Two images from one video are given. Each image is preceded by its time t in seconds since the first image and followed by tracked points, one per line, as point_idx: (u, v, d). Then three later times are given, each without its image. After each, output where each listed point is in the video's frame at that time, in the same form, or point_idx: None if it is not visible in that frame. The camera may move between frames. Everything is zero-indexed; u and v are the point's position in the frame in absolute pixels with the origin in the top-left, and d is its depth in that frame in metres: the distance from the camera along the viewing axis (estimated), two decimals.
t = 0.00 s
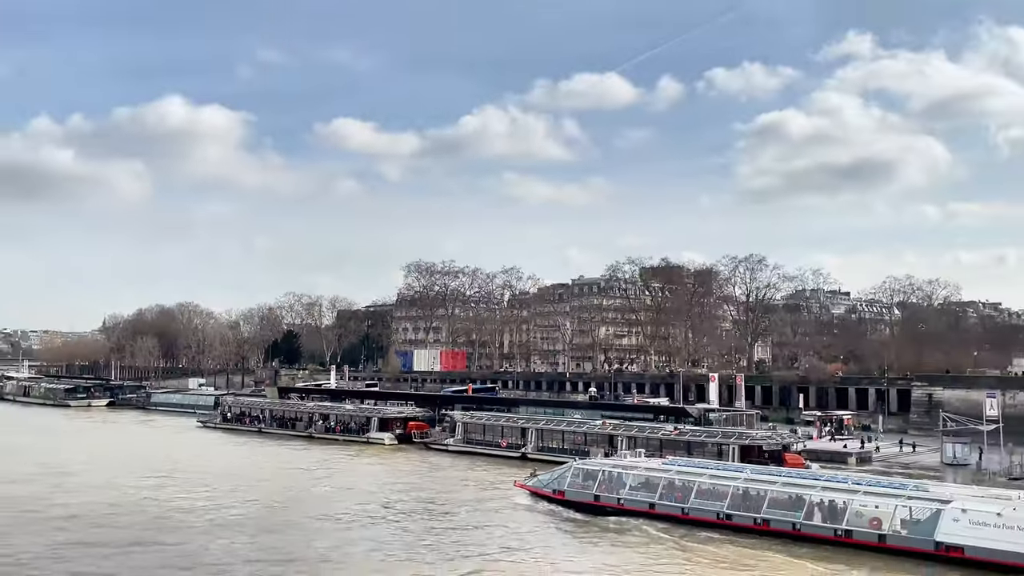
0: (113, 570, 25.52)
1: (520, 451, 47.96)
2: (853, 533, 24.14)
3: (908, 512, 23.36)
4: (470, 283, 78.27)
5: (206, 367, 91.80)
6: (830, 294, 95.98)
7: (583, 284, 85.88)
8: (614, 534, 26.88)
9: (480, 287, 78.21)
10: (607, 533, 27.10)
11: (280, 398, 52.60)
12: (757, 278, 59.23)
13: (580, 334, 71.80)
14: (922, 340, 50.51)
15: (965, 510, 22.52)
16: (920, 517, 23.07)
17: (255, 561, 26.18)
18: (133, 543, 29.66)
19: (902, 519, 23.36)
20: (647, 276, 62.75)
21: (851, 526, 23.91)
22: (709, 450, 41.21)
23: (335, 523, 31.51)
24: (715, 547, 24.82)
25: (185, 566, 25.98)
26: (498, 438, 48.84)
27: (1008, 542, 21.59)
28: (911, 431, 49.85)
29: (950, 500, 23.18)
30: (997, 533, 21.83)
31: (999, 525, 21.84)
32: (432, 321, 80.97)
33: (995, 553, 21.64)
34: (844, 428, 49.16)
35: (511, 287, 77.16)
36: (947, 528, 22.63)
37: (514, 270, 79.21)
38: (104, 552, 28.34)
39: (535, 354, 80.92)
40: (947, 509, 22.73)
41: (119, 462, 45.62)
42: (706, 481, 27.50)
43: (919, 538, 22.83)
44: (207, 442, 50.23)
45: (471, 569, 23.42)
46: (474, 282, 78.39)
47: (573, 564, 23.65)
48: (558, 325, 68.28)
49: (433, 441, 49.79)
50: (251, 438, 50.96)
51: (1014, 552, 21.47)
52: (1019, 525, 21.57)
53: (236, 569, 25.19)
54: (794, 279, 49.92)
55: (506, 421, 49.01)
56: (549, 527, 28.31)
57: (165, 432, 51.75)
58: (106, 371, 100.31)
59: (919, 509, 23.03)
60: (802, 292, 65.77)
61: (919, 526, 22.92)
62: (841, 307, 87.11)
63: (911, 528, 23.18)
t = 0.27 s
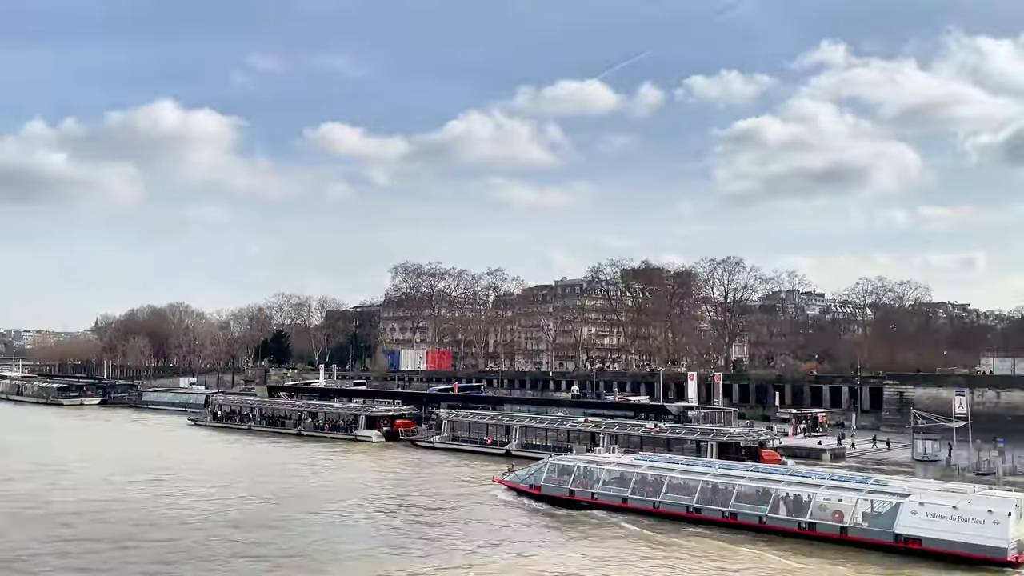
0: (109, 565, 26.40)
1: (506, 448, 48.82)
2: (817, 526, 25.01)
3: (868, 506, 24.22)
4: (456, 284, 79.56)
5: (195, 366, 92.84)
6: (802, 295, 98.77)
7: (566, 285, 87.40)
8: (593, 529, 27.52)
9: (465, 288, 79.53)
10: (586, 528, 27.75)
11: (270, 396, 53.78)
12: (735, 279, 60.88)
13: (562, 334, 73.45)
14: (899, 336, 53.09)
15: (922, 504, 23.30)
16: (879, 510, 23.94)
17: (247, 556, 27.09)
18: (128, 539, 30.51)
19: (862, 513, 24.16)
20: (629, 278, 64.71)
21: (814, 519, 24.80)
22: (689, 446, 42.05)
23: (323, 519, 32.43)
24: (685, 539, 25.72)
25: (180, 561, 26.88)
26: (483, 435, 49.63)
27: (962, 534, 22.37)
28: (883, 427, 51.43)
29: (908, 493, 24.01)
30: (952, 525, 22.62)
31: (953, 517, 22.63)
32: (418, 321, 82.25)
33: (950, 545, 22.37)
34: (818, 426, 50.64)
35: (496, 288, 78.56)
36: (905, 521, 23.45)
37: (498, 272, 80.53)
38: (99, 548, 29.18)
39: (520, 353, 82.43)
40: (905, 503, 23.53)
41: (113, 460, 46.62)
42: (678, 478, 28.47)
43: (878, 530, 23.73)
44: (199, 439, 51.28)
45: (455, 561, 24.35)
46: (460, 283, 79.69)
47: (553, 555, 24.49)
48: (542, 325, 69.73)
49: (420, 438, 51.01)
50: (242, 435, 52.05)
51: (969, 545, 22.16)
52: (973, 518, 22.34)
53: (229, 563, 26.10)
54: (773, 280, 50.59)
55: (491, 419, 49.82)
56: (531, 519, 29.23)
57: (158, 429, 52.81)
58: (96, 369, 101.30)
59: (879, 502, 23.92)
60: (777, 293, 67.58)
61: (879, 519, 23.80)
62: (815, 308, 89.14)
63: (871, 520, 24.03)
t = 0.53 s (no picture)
0: (95, 565, 26.42)
1: (493, 448, 48.77)
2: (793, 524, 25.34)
3: (843, 504, 24.56)
4: (444, 285, 79.69)
5: (183, 366, 92.62)
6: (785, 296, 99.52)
7: (553, 286, 87.70)
8: (577, 529, 27.66)
9: (453, 289, 79.67)
10: (571, 528, 27.89)
11: (257, 397, 53.81)
12: (721, 280, 61.38)
13: (549, 334, 73.75)
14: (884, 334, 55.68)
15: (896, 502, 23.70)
16: (854, 509, 24.30)
17: (234, 557, 27.14)
18: (115, 539, 30.51)
19: (837, 511, 24.52)
20: (616, 280, 65.64)
21: (791, 517, 25.11)
22: (675, 446, 42.10)
23: (310, 519, 32.51)
24: (664, 538, 25.97)
25: (167, 562, 26.91)
26: (470, 436, 49.65)
27: (934, 531, 22.76)
28: (866, 427, 51.90)
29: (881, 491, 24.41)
30: (925, 523, 22.99)
31: (926, 515, 23.03)
32: (406, 321, 82.33)
33: (923, 543, 22.72)
34: (802, 426, 51.03)
35: (483, 288, 78.81)
36: (878, 519, 23.83)
37: (486, 272, 80.75)
38: (86, 549, 29.18)
39: (507, 353, 82.67)
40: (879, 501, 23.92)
41: (100, 460, 46.58)
42: (657, 477, 28.74)
43: (853, 528, 24.08)
44: (186, 440, 51.25)
45: (441, 561, 24.47)
46: (447, 284, 79.81)
47: (538, 555, 24.64)
48: (529, 326, 69.98)
49: (407, 438, 51.18)
50: (229, 435, 52.07)
51: (942, 542, 22.51)
52: (945, 516, 22.73)
53: (216, 563, 26.15)
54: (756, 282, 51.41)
55: (478, 419, 49.60)
56: (516, 519, 29.36)
57: (144, 430, 52.75)
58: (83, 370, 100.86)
59: (853, 500, 24.28)
60: (762, 294, 68.10)
61: (853, 517, 24.17)
62: (798, 307, 89.67)
63: (846, 519, 24.39)
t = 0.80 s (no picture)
0: (105, 537, 27.87)
1: (480, 444, 50.38)
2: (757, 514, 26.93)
3: (804, 495, 26.10)
4: (432, 286, 81.46)
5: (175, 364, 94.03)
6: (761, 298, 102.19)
7: (538, 287, 89.66)
8: (556, 518, 29.18)
9: (441, 289, 81.44)
10: (551, 518, 29.38)
11: (250, 394, 55.30)
12: (699, 282, 63.57)
13: (534, 333, 75.74)
14: (855, 333, 61.18)
15: (855, 493, 25.19)
16: (814, 499, 25.85)
17: (234, 532, 28.56)
18: (119, 514, 31.89)
19: (799, 501, 26.08)
20: (598, 280, 68.42)
21: (755, 508, 26.70)
22: (656, 441, 43.96)
23: (304, 501, 33.93)
24: (638, 527, 27.55)
25: (170, 534, 28.29)
26: (457, 431, 51.19)
27: (891, 520, 24.23)
28: (838, 422, 54.03)
29: (841, 483, 25.92)
30: (881, 513, 24.51)
31: (884, 505, 24.49)
32: (395, 321, 84.02)
33: (879, 530, 24.37)
34: (777, 420, 53.10)
35: (470, 288, 80.65)
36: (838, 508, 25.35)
37: (473, 273, 82.61)
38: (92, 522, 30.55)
39: (494, 352, 84.58)
40: (838, 493, 25.41)
41: (98, 455, 47.99)
42: (629, 470, 30.42)
43: (813, 517, 25.63)
44: (181, 436, 52.70)
45: (427, 543, 25.95)
46: (435, 284, 81.57)
47: (518, 540, 26.12)
48: (515, 325, 71.87)
49: (396, 434, 52.77)
50: (223, 431, 53.54)
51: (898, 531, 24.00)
52: (900, 506, 24.20)
53: (217, 539, 27.57)
54: (735, 280, 49.69)
55: (465, 415, 51.35)
56: (500, 509, 30.92)
57: (140, 426, 54.15)
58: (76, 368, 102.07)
59: (815, 491, 25.77)
60: (740, 295, 70.38)
61: (815, 507, 25.67)
62: (773, 308, 92.21)
63: (808, 508, 25.93)
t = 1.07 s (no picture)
0: (88, 537, 27.78)
1: (467, 444, 50.36)
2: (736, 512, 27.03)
3: (782, 494, 26.21)
4: (420, 286, 81.38)
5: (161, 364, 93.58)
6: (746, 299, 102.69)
7: (526, 287, 89.71)
8: (537, 518, 29.18)
9: (429, 289, 81.32)
10: (532, 517, 29.39)
11: (237, 394, 55.13)
12: (686, 282, 63.91)
13: (522, 332, 75.83)
14: (841, 333, 62.77)
15: (831, 491, 25.30)
16: (791, 497, 25.95)
17: (214, 532, 28.49)
18: (100, 514, 31.78)
19: (776, 500, 26.18)
20: (585, 280, 68.74)
21: (733, 506, 26.81)
22: (643, 441, 44.10)
23: (288, 501, 33.86)
24: (617, 526, 27.62)
25: (150, 534, 28.20)
26: (444, 431, 51.14)
27: (865, 518, 24.32)
28: (824, 422, 54.30)
29: (817, 481, 26.04)
30: (857, 511, 24.62)
31: (859, 504, 24.59)
32: (382, 321, 83.87)
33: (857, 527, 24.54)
34: (763, 420, 53.32)
35: (458, 288, 80.70)
36: (815, 507, 25.46)
37: (461, 273, 82.65)
38: (73, 521, 30.44)
39: (481, 351, 84.61)
40: (814, 491, 25.53)
41: (84, 456, 47.77)
42: (608, 469, 30.50)
43: (790, 515, 25.74)
44: (167, 436, 52.49)
45: (407, 543, 25.93)
46: (423, 284, 81.45)
47: (497, 539, 26.13)
48: (502, 325, 71.91)
49: (384, 434, 52.70)
50: (209, 432, 53.36)
51: (874, 529, 24.07)
52: (875, 504, 24.30)
53: (197, 538, 27.50)
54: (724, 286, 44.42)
55: (453, 415, 51.35)
56: (484, 508, 30.96)
57: (125, 427, 53.90)
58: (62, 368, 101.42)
59: (792, 490, 25.89)
60: (727, 295, 70.68)
61: (792, 506, 25.78)
62: (760, 309, 92.71)
63: (785, 507, 26.03)
